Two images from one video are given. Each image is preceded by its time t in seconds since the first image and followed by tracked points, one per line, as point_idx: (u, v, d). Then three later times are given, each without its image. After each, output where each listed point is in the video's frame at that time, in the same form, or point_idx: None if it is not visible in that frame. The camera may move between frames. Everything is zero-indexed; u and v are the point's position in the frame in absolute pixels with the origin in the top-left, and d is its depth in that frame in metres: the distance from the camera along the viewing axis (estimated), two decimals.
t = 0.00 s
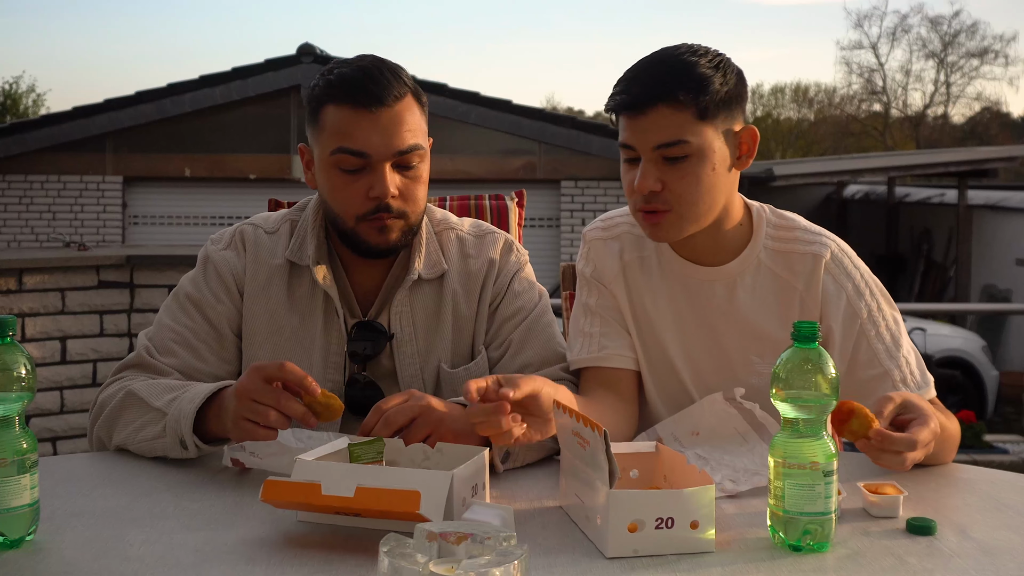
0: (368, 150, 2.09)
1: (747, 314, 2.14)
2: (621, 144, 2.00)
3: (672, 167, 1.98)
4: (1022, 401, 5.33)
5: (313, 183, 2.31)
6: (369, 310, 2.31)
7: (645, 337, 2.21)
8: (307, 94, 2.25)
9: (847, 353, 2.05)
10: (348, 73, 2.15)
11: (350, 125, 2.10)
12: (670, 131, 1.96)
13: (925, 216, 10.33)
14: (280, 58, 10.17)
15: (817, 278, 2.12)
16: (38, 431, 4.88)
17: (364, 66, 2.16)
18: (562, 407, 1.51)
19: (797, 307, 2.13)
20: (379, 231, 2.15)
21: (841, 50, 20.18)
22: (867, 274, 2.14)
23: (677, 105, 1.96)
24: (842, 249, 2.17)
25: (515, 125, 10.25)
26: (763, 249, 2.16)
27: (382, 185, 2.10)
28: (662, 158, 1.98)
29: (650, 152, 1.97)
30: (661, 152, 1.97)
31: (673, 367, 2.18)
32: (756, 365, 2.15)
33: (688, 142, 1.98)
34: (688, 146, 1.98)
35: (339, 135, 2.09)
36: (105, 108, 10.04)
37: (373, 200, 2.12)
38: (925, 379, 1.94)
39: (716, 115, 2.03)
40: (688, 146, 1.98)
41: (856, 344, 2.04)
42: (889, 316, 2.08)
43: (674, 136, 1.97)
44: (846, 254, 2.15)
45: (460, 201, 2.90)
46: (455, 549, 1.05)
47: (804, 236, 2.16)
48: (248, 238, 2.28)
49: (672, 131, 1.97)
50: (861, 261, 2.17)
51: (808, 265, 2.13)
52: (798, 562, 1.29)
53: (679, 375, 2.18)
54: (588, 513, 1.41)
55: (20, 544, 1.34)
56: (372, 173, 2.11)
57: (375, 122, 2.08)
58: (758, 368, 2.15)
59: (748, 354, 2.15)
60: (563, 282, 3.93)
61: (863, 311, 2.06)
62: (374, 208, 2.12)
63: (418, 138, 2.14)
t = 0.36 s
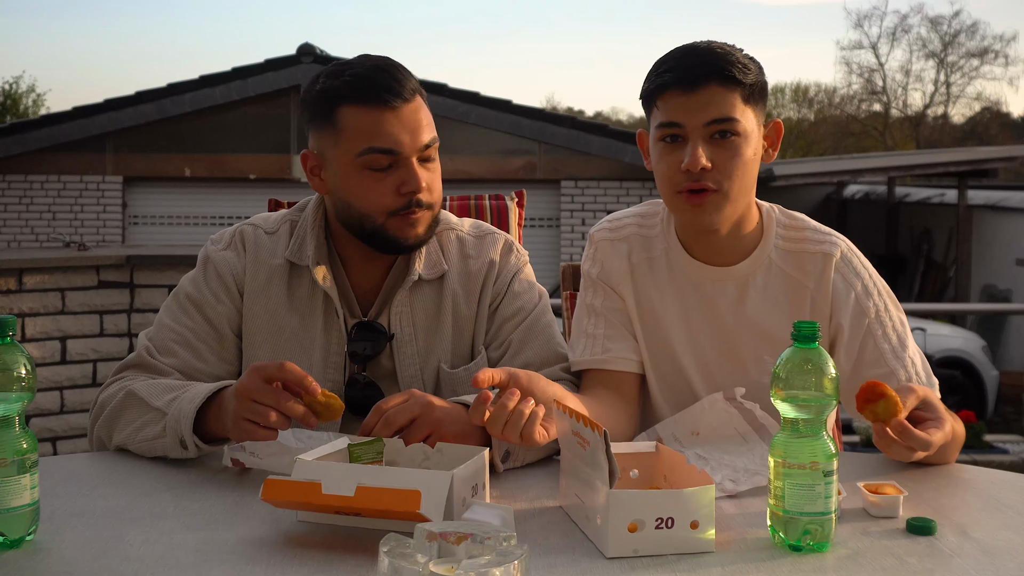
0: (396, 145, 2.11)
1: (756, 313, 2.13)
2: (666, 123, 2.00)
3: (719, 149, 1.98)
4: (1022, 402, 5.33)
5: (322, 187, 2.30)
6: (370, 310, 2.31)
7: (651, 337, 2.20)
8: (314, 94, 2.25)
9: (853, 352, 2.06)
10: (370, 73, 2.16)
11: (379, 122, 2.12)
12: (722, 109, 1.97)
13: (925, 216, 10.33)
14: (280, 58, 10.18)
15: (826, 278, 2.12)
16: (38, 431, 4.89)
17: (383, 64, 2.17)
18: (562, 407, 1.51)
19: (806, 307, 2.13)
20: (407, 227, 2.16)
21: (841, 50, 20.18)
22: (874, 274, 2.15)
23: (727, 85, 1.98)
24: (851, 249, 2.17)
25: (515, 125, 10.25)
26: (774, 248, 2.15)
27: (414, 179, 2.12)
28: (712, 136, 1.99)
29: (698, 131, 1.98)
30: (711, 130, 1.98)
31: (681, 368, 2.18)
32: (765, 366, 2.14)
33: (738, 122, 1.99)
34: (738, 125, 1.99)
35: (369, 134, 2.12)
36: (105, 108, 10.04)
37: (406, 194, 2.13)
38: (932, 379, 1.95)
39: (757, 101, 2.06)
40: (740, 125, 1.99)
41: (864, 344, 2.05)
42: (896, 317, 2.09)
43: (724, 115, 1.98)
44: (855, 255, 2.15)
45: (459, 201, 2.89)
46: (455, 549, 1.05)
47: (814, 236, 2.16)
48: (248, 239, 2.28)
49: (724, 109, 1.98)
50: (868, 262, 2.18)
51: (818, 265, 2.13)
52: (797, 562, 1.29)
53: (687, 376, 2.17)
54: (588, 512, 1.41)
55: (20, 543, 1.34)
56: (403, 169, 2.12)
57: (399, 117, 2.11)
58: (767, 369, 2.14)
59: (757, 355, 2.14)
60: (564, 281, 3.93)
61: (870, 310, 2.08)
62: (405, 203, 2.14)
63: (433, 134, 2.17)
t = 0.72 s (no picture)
0: (413, 143, 2.14)
1: (760, 313, 2.13)
2: (674, 118, 2.00)
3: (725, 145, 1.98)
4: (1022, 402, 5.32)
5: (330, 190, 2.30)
6: (371, 309, 2.31)
7: (654, 337, 2.21)
8: (321, 96, 2.27)
9: (856, 349, 2.06)
10: (378, 72, 2.18)
11: (394, 121, 2.15)
12: (728, 103, 1.98)
13: (925, 216, 10.34)
14: (280, 58, 10.18)
15: (830, 276, 2.12)
16: (38, 430, 4.89)
17: (391, 62, 2.19)
18: (562, 407, 1.51)
19: (810, 307, 2.13)
20: (424, 224, 2.18)
21: (841, 50, 20.19)
22: (877, 273, 2.15)
23: (733, 80, 1.99)
24: (854, 248, 2.18)
25: (515, 125, 10.25)
26: (777, 248, 2.15)
27: (432, 176, 2.15)
28: (721, 131, 1.99)
29: (705, 126, 1.98)
30: (718, 124, 1.98)
31: (684, 368, 2.17)
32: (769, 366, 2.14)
33: (746, 117, 1.99)
34: (747, 120, 1.99)
35: (386, 133, 2.15)
36: (105, 108, 10.04)
37: (425, 190, 2.16)
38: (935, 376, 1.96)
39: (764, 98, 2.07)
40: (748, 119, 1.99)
41: (866, 343, 2.05)
42: (898, 316, 2.09)
43: (732, 109, 1.98)
44: (858, 253, 2.16)
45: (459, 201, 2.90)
46: (455, 549, 1.05)
47: (818, 235, 2.16)
48: (249, 239, 2.28)
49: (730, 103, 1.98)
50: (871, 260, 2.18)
51: (821, 264, 2.13)
52: (798, 562, 1.29)
53: (691, 376, 2.17)
54: (588, 512, 1.41)
55: (20, 543, 1.34)
56: (420, 166, 2.15)
57: (413, 115, 2.15)
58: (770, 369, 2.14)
59: (761, 355, 2.14)
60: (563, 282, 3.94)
61: (873, 309, 2.08)
62: (425, 200, 2.16)
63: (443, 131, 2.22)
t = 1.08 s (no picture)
0: (414, 140, 2.15)
1: (763, 315, 2.14)
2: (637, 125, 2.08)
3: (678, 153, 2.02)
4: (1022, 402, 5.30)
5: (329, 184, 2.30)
6: (370, 309, 2.31)
7: (656, 337, 2.20)
8: (324, 91, 2.27)
9: (857, 348, 2.07)
10: (382, 68, 2.20)
11: (399, 117, 2.16)
12: (675, 113, 2.01)
13: (925, 216, 10.34)
14: (280, 58, 10.18)
15: (832, 276, 2.12)
16: (38, 431, 4.90)
17: (395, 61, 2.20)
18: (562, 407, 1.51)
19: (813, 307, 2.13)
20: (423, 221, 2.18)
21: (841, 50, 20.19)
22: (878, 273, 2.15)
23: (687, 89, 2.01)
24: (855, 247, 2.17)
25: (515, 125, 10.25)
26: (779, 248, 2.15)
27: (433, 175, 2.16)
28: (668, 140, 2.03)
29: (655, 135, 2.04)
30: (665, 133, 2.03)
31: (686, 368, 2.18)
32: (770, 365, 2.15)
33: (691, 126, 2.01)
34: (691, 129, 2.01)
35: (389, 130, 2.15)
36: (105, 108, 10.04)
37: (426, 189, 2.17)
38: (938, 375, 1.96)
39: (734, 105, 2.04)
40: (691, 129, 2.02)
41: (869, 341, 2.05)
42: (900, 316, 2.09)
43: (680, 118, 2.01)
44: (859, 253, 2.16)
45: (460, 202, 2.90)
46: (456, 549, 1.05)
47: (819, 235, 2.16)
48: (247, 239, 2.28)
49: (679, 113, 2.02)
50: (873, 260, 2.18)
51: (824, 263, 2.13)
52: (797, 562, 1.29)
53: (692, 376, 2.17)
54: (588, 512, 1.41)
55: (20, 543, 1.34)
56: (421, 164, 2.17)
57: (416, 113, 2.17)
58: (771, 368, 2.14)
59: (763, 355, 2.14)
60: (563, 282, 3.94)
61: (875, 308, 2.08)
62: (425, 196, 2.17)
63: (444, 132, 2.23)
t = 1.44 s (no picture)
0: (427, 137, 2.16)
1: (768, 320, 2.14)
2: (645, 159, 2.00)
3: (686, 191, 1.97)
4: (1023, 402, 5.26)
5: (335, 172, 2.31)
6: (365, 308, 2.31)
7: (661, 341, 2.21)
8: (348, 77, 2.27)
9: (863, 348, 2.05)
10: (400, 65, 2.20)
11: (415, 113, 2.17)
12: (689, 152, 1.95)
13: (925, 216, 10.35)
14: (280, 58, 10.18)
15: (836, 277, 2.11)
16: (38, 430, 4.91)
17: (415, 59, 2.21)
18: (563, 407, 1.51)
19: (818, 308, 2.12)
20: (422, 219, 2.19)
21: (841, 50, 20.20)
22: (884, 272, 2.13)
23: (702, 126, 1.94)
24: (860, 247, 2.16)
25: (515, 125, 10.25)
26: (784, 250, 2.15)
27: (439, 174, 2.17)
28: (681, 178, 1.97)
29: (668, 172, 1.97)
30: (679, 170, 1.96)
31: (690, 366, 2.18)
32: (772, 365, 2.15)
33: (708, 163, 1.95)
34: (708, 167, 1.96)
35: (404, 123, 2.16)
36: (105, 108, 10.04)
37: (429, 187, 2.17)
38: (944, 375, 1.94)
39: (744, 139, 2.00)
40: (708, 166, 1.96)
41: (875, 341, 2.03)
42: (909, 313, 2.06)
43: (696, 156, 1.95)
44: (864, 253, 2.14)
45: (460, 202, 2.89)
46: (455, 549, 1.05)
47: (824, 236, 2.15)
48: (247, 235, 2.28)
49: (694, 151, 1.95)
50: (879, 260, 2.16)
51: (828, 265, 2.13)
52: (797, 562, 1.28)
53: (695, 374, 2.17)
54: (588, 512, 1.41)
55: (20, 543, 1.34)
56: (428, 161, 2.17)
57: (432, 109, 2.17)
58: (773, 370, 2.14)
59: (766, 358, 2.14)
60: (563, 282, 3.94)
61: (881, 307, 2.05)
62: (427, 195, 2.18)
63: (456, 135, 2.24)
